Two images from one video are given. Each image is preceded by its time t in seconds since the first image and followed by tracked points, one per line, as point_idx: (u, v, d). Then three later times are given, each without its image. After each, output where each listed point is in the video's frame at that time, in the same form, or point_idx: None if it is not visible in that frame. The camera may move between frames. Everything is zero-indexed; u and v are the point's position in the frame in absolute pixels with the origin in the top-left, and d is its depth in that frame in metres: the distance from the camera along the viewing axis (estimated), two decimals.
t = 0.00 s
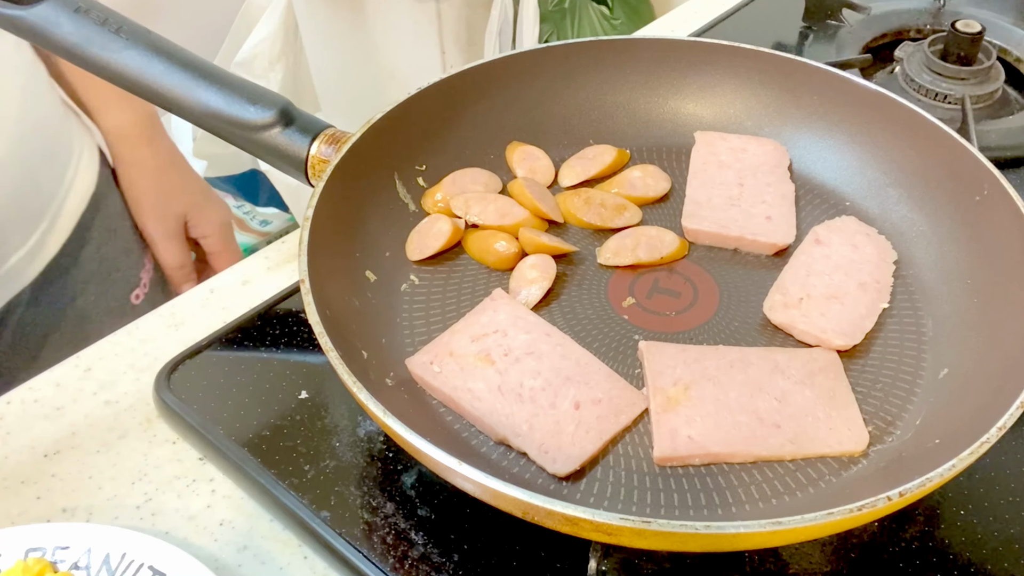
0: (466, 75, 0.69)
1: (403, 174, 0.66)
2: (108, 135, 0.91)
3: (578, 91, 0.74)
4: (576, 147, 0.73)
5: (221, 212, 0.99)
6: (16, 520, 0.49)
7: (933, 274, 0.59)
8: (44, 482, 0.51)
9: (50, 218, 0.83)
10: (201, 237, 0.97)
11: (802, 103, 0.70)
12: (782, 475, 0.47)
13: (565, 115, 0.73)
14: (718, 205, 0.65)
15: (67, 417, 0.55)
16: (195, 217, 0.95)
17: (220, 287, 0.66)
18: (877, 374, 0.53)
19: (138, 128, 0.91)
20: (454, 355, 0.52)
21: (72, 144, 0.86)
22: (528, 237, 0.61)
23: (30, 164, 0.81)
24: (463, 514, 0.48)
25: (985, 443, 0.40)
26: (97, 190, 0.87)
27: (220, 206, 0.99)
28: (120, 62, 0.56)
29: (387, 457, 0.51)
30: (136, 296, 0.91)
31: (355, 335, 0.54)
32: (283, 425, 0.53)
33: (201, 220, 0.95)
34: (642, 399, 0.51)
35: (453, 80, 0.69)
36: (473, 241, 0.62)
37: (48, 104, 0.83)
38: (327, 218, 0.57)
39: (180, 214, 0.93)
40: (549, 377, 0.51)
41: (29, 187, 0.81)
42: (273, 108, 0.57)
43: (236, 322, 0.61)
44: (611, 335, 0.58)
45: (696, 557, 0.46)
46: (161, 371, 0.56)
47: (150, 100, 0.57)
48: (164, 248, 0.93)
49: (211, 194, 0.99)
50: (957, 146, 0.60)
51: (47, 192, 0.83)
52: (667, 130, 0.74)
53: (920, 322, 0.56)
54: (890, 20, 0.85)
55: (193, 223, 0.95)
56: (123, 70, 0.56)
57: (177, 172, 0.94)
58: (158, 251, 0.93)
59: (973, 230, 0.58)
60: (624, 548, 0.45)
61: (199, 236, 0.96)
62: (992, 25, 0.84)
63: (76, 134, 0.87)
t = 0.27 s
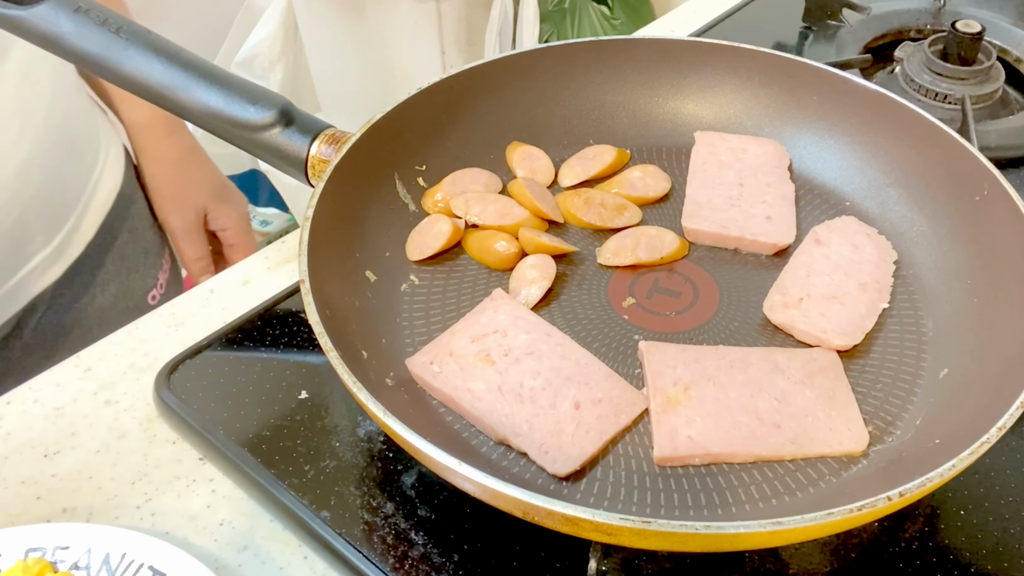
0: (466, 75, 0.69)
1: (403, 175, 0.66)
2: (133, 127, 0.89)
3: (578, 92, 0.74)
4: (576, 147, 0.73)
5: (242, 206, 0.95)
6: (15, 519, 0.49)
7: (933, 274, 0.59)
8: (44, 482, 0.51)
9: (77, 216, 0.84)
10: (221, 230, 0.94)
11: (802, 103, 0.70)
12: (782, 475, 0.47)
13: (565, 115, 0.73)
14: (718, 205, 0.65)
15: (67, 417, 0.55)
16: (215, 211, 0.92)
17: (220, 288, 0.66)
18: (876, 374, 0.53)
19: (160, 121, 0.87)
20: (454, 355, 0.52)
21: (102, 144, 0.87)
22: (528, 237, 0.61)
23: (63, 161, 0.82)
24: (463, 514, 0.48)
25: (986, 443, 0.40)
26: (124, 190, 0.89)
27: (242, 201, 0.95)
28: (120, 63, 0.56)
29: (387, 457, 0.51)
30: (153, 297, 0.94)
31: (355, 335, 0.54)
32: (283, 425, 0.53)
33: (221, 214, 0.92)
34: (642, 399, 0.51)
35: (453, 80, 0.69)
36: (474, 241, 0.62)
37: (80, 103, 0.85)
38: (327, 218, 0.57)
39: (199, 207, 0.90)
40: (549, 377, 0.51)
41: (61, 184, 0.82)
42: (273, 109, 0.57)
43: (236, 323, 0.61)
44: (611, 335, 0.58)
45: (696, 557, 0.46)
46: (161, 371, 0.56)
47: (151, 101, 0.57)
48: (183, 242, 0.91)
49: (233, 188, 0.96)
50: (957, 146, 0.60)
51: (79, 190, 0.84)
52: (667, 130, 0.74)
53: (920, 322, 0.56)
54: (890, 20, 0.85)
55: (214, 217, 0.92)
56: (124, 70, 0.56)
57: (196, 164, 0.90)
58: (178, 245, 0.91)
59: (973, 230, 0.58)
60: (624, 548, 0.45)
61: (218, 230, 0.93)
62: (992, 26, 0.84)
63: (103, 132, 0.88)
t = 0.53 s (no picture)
0: (466, 75, 0.69)
1: (404, 175, 0.66)
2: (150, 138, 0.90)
3: (578, 92, 0.74)
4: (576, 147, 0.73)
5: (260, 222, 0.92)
6: (15, 519, 0.49)
7: (933, 274, 0.59)
8: (44, 482, 0.51)
9: (91, 218, 0.86)
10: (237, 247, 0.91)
11: (803, 104, 0.70)
12: (781, 475, 0.47)
13: (566, 115, 0.73)
14: (718, 205, 0.65)
15: (68, 417, 0.55)
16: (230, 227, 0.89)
17: (220, 288, 0.66)
18: (877, 374, 0.53)
19: (177, 131, 0.88)
20: (454, 355, 0.52)
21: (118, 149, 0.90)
22: (528, 237, 0.62)
23: (78, 166, 0.84)
24: (464, 514, 0.48)
25: (985, 443, 0.40)
26: (138, 192, 0.91)
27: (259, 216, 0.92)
28: (120, 63, 0.56)
29: (387, 457, 0.51)
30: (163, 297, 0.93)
31: (355, 335, 0.54)
32: (283, 425, 0.53)
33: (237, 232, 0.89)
34: (642, 399, 0.51)
35: (454, 80, 0.69)
36: (474, 241, 0.62)
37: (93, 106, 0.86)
38: (327, 218, 0.57)
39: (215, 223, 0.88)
40: (550, 377, 0.51)
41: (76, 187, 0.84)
42: (273, 109, 0.57)
43: (236, 323, 0.61)
44: (611, 335, 0.58)
45: (696, 557, 0.46)
46: (161, 371, 0.56)
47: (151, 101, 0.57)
48: (196, 258, 0.88)
49: (251, 203, 0.92)
50: (958, 147, 0.60)
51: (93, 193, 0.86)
52: (667, 130, 0.74)
53: (920, 322, 0.56)
54: (890, 20, 0.85)
55: (229, 234, 0.89)
56: (124, 70, 0.56)
57: (213, 178, 0.89)
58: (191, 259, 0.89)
59: (974, 230, 0.58)
60: (624, 548, 0.45)
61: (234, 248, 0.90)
62: (992, 26, 0.84)
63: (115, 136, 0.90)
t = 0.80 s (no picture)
0: (466, 76, 0.69)
1: (404, 175, 0.66)
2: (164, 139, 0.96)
3: (578, 92, 0.74)
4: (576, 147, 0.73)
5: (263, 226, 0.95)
6: (15, 520, 0.49)
7: (934, 274, 0.59)
8: (44, 482, 0.51)
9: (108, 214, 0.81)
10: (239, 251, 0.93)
11: (803, 104, 0.70)
12: (782, 475, 0.47)
13: (566, 115, 0.73)
14: (718, 206, 0.65)
15: (68, 417, 0.55)
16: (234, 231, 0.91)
17: (220, 288, 0.66)
18: (877, 374, 0.53)
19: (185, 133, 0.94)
20: (454, 355, 0.52)
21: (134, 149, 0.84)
22: (528, 237, 0.62)
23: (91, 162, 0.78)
24: (464, 514, 0.48)
25: (985, 443, 0.40)
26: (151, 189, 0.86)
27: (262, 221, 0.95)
28: (119, 62, 0.56)
29: (387, 457, 0.51)
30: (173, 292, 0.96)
31: (355, 335, 0.54)
32: (283, 425, 0.53)
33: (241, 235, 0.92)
34: (642, 400, 0.51)
35: (453, 80, 0.69)
36: (473, 241, 0.63)
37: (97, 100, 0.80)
38: (327, 218, 0.57)
39: (221, 227, 0.90)
40: (550, 377, 0.51)
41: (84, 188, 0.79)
42: (273, 109, 0.57)
43: (236, 323, 0.61)
44: (611, 335, 0.58)
45: (696, 557, 0.46)
46: (161, 371, 0.56)
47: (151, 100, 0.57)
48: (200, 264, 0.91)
49: (255, 208, 0.96)
50: (958, 147, 0.60)
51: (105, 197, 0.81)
52: (668, 130, 0.74)
53: (920, 322, 0.56)
54: (890, 20, 0.85)
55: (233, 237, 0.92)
56: (123, 69, 0.56)
57: (214, 178, 0.93)
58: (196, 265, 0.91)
59: (973, 229, 0.58)
60: (624, 548, 0.45)
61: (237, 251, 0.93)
62: (992, 26, 0.84)
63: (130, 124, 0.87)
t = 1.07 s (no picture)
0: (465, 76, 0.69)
1: (404, 175, 0.66)
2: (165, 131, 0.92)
3: (578, 92, 0.74)
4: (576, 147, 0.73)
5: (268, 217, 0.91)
6: (15, 520, 0.49)
7: (933, 274, 0.59)
8: (44, 482, 0.51)
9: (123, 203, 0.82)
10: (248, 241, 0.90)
11: (803, 104, 0.70)
12: (782, 475, 0.47)
13: (566, 115, 0.73)
14: (718, 206, 0.66)
15: (67, 417, 0.55)
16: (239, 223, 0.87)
17: (220, 288, 0.66)
18: (877, 374, 0.53)
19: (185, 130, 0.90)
20: (454, 355, 0.52)
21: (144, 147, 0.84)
22: (528, 237, 0.62)
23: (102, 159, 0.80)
24: (464, 514, 0.48)
25: (985, 443, 0.40)
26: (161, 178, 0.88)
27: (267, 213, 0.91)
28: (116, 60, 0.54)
29: (387, 457, 0.51)
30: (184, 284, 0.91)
31: (355, 335, 0.54)
32: (283, 425, 0.53)
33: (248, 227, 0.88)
34: (642, 400, 0.51)
35: (454, 80, 0.69)
36: (474, 241, 0.63)
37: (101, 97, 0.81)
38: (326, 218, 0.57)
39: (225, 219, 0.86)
40: (550, 377, 0.51)
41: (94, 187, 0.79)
42: (276, 110, 0.57)
43: (236, 323, 0.61)
44: (611, 335, 0.58)
45: (696, 557, 0.46)
46: (161, 371, 0.56)
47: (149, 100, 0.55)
48: (211, 251, 0.88)
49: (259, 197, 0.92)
50: (958, 147, 0.60)
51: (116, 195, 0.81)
52: (668, 130, 0.74)
53: (920, 322, 0.56)
54: (890, 20, 0.85)
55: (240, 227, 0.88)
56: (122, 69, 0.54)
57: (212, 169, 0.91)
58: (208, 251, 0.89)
59: (973, 229, 0.58)
60: (624, 548, 0.46)
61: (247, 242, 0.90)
62: (992, 26, 0.84)
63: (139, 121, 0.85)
